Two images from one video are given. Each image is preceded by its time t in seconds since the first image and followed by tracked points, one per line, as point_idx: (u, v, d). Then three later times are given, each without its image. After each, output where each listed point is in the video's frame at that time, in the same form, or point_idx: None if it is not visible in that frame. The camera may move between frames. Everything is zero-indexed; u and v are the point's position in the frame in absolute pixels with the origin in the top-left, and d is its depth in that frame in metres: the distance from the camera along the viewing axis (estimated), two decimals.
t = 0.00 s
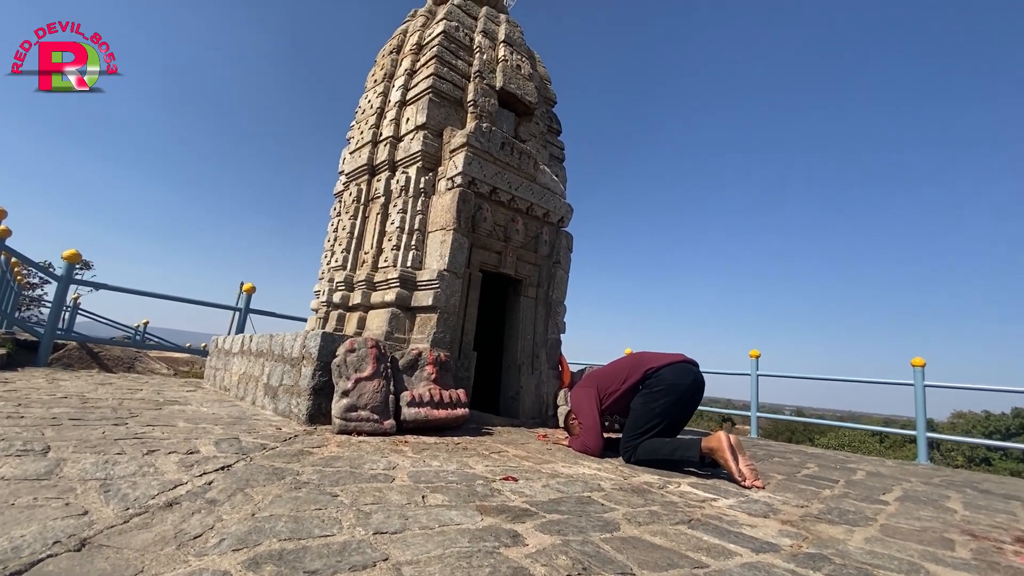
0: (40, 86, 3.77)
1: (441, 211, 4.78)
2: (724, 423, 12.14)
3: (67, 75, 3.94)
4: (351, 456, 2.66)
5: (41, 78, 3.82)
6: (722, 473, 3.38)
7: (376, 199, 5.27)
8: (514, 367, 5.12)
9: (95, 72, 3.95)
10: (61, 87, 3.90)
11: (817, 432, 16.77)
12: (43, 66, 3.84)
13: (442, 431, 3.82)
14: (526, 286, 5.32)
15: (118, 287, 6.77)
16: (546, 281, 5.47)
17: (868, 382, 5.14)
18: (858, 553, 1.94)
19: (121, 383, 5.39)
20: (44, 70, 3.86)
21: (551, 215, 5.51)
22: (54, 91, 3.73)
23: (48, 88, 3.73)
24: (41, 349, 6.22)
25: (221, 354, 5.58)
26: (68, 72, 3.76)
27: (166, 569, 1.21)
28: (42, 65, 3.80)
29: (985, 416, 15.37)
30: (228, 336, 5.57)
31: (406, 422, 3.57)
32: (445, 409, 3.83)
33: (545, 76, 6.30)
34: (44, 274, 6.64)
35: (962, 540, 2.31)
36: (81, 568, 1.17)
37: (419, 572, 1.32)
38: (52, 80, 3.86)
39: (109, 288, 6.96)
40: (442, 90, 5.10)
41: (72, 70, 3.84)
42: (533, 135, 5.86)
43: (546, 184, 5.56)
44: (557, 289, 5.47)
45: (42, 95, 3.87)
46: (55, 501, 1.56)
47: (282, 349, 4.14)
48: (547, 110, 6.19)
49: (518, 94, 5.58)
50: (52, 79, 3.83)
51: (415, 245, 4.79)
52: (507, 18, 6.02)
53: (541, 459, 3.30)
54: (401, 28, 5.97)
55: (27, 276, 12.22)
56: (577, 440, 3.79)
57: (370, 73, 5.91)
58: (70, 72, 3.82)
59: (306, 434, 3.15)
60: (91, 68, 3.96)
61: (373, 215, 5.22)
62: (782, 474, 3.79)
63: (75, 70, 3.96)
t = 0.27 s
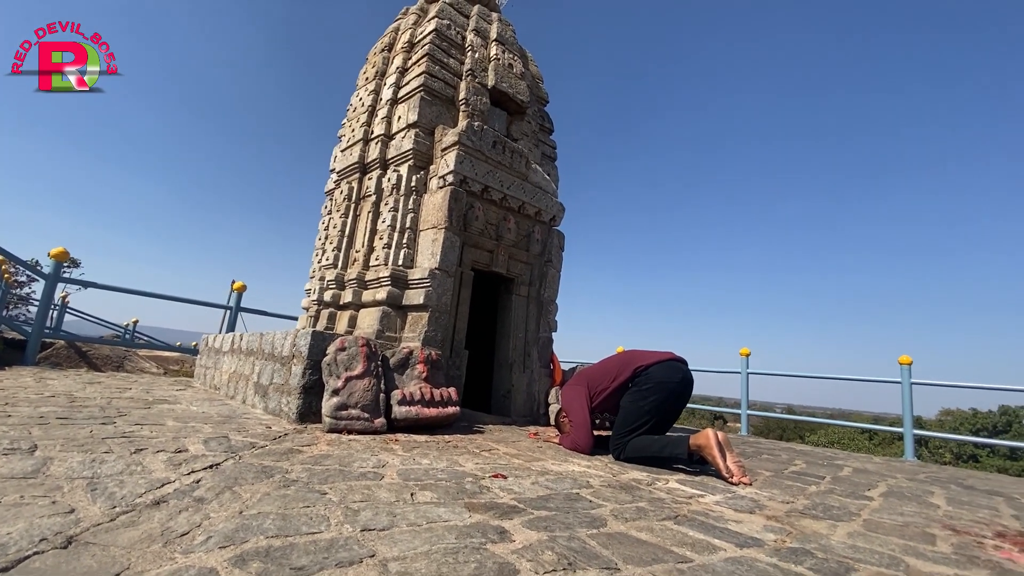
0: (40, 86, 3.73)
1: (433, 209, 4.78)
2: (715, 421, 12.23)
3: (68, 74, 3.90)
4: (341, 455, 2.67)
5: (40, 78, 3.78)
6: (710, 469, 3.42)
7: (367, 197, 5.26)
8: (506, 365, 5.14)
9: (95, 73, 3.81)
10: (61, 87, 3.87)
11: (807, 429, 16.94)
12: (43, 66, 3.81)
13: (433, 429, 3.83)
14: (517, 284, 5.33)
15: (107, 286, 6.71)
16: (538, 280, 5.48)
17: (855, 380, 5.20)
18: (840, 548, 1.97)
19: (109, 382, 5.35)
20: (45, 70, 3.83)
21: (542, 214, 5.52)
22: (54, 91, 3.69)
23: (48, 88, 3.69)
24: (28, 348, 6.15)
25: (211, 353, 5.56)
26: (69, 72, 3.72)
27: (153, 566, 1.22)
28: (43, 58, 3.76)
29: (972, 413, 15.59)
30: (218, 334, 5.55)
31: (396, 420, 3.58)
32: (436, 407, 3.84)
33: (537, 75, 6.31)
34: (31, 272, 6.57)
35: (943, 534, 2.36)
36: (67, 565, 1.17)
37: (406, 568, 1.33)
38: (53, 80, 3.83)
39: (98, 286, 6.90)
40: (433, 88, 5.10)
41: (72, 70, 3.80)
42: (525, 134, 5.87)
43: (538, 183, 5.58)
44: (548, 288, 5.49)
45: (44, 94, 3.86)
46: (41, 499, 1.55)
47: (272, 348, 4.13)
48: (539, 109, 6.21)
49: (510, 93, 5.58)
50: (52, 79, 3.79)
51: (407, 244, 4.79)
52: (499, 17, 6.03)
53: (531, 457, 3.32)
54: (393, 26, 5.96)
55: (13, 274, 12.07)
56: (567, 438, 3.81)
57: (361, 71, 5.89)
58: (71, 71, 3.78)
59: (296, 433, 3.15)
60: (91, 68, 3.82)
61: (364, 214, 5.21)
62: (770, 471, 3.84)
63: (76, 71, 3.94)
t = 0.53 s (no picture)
0: (41, 87, 3.66)
1: (426, 205, 4.75)
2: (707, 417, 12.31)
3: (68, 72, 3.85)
4: (333, 452, 2.65)
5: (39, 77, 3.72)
6: (703, 465, 3.43)
7: (360, 192, 5.22)
8: (500, 362, 5.13)
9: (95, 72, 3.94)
10: (62, 87, 3.82)
11: (797, 426, 17.09)
12: (43, 65, 3.74)
13: (426, 426, 3.81)
14: (511, 281, 5.32)
15: (95, 282, 6.62)
16: (531, 277, 5.47)
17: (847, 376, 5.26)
18: (832, 542, 1.98)
19: (98, 379, 5.28)
20: (45, 68, 3.77)
21: (536, 210, 5.51)
22: (54, 90, 3.63)
23: (49, 88, 3.62)
24: (15, 345, 6.05)
25: (202, 350, 5.50)
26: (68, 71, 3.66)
27: (140, 565, 1.19)
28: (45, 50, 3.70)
29: (960, 410, 15.80)
30: (209, 331, 5.49)
31: (389, 417, 3.56)
32: (429, 404, 3.83)
33: (531, 71, 6.28)
34: (18, 269, 6.47)
35: (933, 529, 2.38)
36: (52, 565, 1.15)
37: (398, 565, 1.32)
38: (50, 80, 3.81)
39: (86, 283, 6.81)
40: (427, 83, 5.07)
41: (72, 70, 3.73)
42: (519, 130, 5.85)
43: (532, 179, 5.56)
44: (542, 285, 5.48)
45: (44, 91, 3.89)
46: (25, 498, 1.52)
47: (264, 345, 4.09)
48: (534, 106, 6.18)
49: (504, 88, 5.56)
50: (52, 79, 3.71)
51: (400, 240, 4.76)
52: (493, 12, 6.00)
53: (524, 453, 3.31)
54: (386, 21, 5.91)
55: None
56: (560, 434, 3.81)
57: (354, 65, 5.84)
58: (71, 71, 3.71)
59: (288, 430, 3.12)
60: (90, 68, 3.97)
61: (357, 209, 5.17)
62: (763, 467, 3.86)
63: (77, 71, 3.91)
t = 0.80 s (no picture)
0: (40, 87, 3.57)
1: (421, 200, 4.71)
2: (700, 413, 12.39)
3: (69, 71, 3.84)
4: (328, 449, 2.62)
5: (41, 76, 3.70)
6: (698, 461, 3.43)
7: (354, 187, 5.17)
8: (495, 358, 5.12)
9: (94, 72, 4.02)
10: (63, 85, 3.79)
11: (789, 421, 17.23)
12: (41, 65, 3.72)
13: (421, 422, 3.79)
14: (506, 277, 5.29)
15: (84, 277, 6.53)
16: (527, 273, 5.45)
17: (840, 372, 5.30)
18: (829, 538, 1.98)
19: (88, 375, 5.21)
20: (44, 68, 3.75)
21: (532, 206, 5.48)
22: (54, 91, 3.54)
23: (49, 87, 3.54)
24: (2, 340, 5.96)
25: (194, 346, 5.44)
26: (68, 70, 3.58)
27: (130, 566, 1.17)
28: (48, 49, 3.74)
29: (948, 405, 15.99)
30: (201, 327, 5.44)
31: (384, 413, 3.54)
32: (424, 400, 3.81)
33: (526, 65, 6.24)
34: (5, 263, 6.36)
35: (928, 524, 2.39)
36: (39, 566, 1.12)
37: (395, 565, 1.30)
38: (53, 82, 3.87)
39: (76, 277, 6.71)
40: (422, 77, 5.01)
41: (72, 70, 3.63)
42: (515, 125, 5.81)
43: (528, 174, 5.52)
44: (537, 281, 5.46)
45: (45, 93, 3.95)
46: (12, 497, 1.49)
47: (257, 341, 4.05)
48: (529, 100, 6.14)
49: (500, 82, 5.51)
50: (52, 79, 3.62)
51: (395, 235, 4.72)
52: (489, 5, 5.94)
53: (520, 449, 3.30)
54: (380, 13, 5.84)
55: None
56: (556, 430, 3.80)
57: (348, 58, 5.77)
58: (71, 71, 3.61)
59: (281, 426, 3.09)
60: (90, 69, 4.01)
61: (351, 204, 5.12)
62: (757, 462, 3.87)
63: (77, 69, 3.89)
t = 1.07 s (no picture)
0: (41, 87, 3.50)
1: (419, 195, 4.67)
2: (694, 408, 12.47)
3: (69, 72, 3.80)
4: (329, 447, 2.60)
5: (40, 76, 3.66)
6: (697, 457, 3.44)
7: (351, 181, 5.12)
8: (493, 354, 5.11)
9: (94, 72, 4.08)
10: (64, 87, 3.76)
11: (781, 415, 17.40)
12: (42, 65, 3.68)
13: (420, 419, 3.78)
14: (505, 273, 5.28)
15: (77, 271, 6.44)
16: (525, 269, 5.43)
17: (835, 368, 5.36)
18: (831, 537, 1.99)
19: (81, 371, 5.15)
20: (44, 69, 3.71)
21: (531, 201, 5.46)
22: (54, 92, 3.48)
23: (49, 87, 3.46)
24: None
25: (189, 341, 5.39)
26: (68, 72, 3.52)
27: (136, 572, 1.15)
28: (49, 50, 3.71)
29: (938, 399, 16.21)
30: (196, 322, 5.39)
31: (384, 410, 3.52)
32: (424, 396, 3.80)
33: (525, 59, 6.19)
34: None
35: (926, 522, 2.41)
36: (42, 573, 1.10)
37: (404, 568, 1.29)
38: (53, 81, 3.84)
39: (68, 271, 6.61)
40: (420, 70, 4.96)
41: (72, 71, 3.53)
42: (514, 119, 5.78)
43: (527, 169, 5.50)
44: (536, 277, 5.44)
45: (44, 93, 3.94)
46: (11, 500, 1.46)
47: (254, 337, 4.01)
48: (528, 94, 6.10)
49: (499, 76, 5.47)
50: (52, 79, 3.54)
51: (393, 230, 4.69)
52: None
53: (521, 447, 3.30)
54: (378, 5, 5.77)
55: None
56: (555, 427, 3.80)
57: (345, 50, 5.70)
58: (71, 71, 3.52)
59: (281, 424, 3.07)
60: (91, 69, 3.96)
61: (348, 199, 5.07)
62: (755, 459, 3.90)
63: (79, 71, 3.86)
